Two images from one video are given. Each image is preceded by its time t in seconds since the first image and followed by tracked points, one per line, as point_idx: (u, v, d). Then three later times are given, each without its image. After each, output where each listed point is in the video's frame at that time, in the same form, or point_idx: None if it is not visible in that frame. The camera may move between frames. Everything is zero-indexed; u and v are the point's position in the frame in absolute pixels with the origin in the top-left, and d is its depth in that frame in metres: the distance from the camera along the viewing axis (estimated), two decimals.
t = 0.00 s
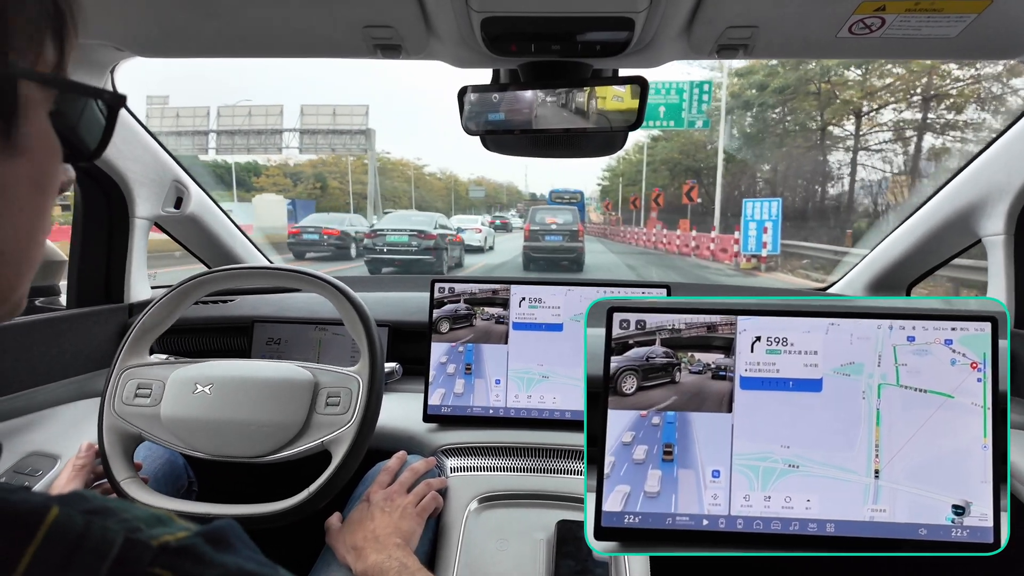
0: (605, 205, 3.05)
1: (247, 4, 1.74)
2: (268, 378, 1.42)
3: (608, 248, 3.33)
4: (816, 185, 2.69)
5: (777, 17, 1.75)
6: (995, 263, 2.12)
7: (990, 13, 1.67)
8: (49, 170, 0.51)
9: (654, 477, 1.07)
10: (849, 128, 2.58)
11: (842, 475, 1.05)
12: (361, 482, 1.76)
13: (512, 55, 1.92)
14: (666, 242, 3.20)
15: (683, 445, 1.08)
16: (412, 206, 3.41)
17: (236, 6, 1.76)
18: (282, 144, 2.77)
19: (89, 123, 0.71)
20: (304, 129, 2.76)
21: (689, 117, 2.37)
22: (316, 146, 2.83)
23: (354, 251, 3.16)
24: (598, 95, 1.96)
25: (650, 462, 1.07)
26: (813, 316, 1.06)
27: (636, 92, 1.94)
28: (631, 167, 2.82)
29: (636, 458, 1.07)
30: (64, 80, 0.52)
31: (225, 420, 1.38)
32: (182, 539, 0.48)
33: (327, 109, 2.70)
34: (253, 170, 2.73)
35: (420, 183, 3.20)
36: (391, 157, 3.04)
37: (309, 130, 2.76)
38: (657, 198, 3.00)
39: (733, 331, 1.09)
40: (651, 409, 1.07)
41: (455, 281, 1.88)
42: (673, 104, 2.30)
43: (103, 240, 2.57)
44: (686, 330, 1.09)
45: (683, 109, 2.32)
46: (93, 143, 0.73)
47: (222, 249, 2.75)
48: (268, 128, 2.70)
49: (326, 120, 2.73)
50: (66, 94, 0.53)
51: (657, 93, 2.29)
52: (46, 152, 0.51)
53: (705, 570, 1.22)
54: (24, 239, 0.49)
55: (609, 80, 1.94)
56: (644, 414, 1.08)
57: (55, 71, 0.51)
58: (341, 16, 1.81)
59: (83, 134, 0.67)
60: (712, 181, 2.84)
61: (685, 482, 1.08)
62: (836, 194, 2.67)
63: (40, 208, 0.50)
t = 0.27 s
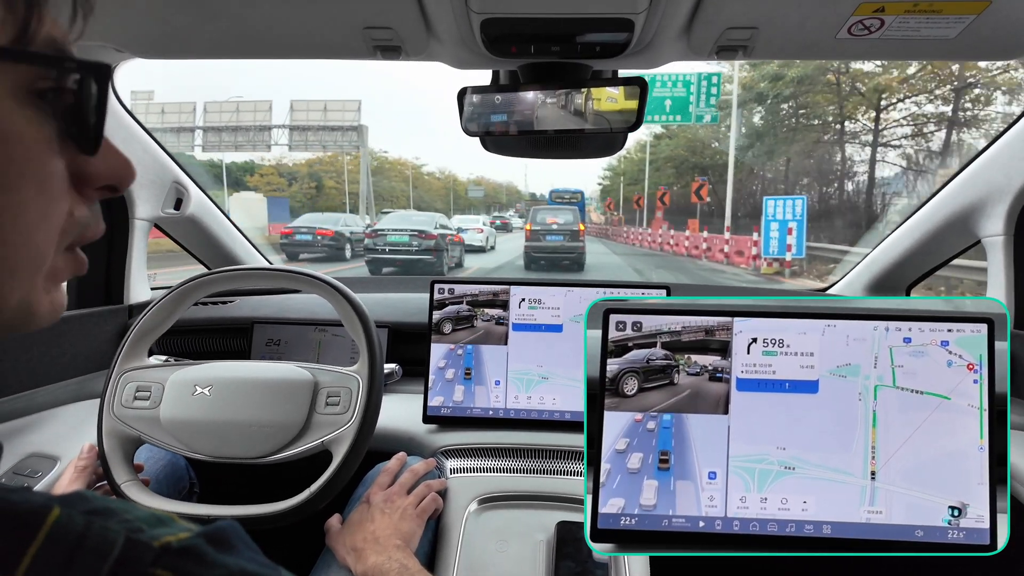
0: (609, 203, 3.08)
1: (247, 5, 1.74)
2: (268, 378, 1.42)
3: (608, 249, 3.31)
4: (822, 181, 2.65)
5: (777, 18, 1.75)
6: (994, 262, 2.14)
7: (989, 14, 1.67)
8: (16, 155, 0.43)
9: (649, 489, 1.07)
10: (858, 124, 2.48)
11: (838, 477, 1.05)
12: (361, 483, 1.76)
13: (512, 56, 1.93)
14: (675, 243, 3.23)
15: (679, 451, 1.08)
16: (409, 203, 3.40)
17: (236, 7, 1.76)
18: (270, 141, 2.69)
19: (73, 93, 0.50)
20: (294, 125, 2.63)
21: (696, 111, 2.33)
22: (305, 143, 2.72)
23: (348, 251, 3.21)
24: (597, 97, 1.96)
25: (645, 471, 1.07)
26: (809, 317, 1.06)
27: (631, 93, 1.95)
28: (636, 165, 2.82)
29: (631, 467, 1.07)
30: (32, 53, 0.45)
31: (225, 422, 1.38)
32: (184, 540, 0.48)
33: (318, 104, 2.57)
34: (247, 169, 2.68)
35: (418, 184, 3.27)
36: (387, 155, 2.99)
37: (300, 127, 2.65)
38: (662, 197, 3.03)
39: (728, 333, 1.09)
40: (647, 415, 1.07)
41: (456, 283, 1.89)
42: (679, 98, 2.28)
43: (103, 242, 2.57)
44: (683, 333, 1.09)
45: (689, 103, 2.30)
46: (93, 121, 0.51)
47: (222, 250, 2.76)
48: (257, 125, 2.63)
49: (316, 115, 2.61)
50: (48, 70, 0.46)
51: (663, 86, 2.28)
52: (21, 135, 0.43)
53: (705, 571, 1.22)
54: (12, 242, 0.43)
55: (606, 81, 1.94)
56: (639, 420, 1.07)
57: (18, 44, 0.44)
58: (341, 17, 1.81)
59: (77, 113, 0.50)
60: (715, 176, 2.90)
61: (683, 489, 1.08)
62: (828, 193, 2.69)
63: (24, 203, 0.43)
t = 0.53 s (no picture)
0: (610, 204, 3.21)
1: (248, 5, 1.74)
2: (269, 378, 1.42)
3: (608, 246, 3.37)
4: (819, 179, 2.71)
5: (777, 17, 1.75)
6: (994, 262, 2.13)
7: (990, 13, 1.67)
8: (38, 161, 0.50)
9: (649, 493, 1.07)
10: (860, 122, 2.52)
11: (837, 476, 1.05)
12: (362, 481, 1.75)
13: (512, 55, 1.92)
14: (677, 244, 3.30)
15: (678, 452, 1.08)
16: (406, 203, 3.38)
17: (236, 7, 1.76)
18: (258, 138, 2.69)
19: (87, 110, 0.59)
20: (283, 121, 2.65)
21: (706, 105, 2.28)
22: (296, 139, 2.77)
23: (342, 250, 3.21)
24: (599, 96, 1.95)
25: (643, 474, 1.07)
26: (809, 316, 1.06)
27: (625, 93, 1.94)
28: (639, 162, 2.85)
29: (629, 470, 1.07)
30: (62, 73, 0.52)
31: (225, 421, 1.38)
32: (179, 542, 0.48)
33: (308, 100, 2.58)
34: (242, 169, 2.70)
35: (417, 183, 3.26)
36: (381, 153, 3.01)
37: (290, 123, 2.68)
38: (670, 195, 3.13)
39: (728, 332, 1.09)
40: (646, 415, 1.08)
41: (456, 282, 1.88)
42: (687, 91, 2.26)
43: (103, 241, 2.57)
44: (683, 332, 1.09)
45: (698, 95, 2.27)
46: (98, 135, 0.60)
47: (222, 249, 2.73)
48: (244, 121, 2.61)
49: (307, 111, 2.62)
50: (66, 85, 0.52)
51: (670, 78, 2.26)
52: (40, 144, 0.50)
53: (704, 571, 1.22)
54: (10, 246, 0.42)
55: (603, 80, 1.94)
56: (637, 421, 1.08)
57: (45, 62, 0.51)
58: (341, 16, 1.80)
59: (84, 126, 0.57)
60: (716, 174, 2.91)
61: (682, 489, 1.07)
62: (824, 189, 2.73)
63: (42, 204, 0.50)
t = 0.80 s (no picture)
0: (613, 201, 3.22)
1: (248, 5, 1.75)
2: (270, 378, 1.42)
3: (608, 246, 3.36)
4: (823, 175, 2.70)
5: (777, 17, 1.75)
6: (995, 262, 2.13)
7: (990, 13, 1.67)
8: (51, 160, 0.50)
9: (649, 493, 1.07)
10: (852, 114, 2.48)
11: (837, 475, 1.05)
12: (363, 481, 1.76)
13: (512, 54, 1.92)
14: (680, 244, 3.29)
15: (678, 452, 1.08)
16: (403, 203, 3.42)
17: (237, 6, 1.76)
18: (245, 135, 2.73)
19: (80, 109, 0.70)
20: (271, 116, 2.66)
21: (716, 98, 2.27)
22: (283, 136, 2.77)
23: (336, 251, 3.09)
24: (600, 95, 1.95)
25: (644, 474, 1.07)
26: (809, 315, 1.06)
27: (624, 93, 1.95)
28: (641, 160, 2.85)
29: (630, 469, 1.07)
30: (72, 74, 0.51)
31: (225, 420, 1.38)
32: (183, 541, 0.48)
33: (297, 95, 2.56)
34: (235, 169, 2.61)
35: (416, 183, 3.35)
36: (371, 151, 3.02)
37: (277, 119, 2.69)
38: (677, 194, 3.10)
39: (728, 331, 1.09)
40: (645, 415, 1.08)
41: (456, 281, 1.88)
42: (695, 83, 2.24)
43: (104, 241, 2.57)
44: (684, 332, 1.09)
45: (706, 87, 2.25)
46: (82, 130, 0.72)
47: (223, 249, 2.73)
48: (230, 117, 2.64)
49: (295, 106, 2.61)
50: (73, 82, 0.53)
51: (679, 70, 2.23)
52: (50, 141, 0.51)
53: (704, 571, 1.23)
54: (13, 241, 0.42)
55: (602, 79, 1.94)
56: (637, 421, 1.08)
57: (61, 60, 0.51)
58: (341, 16, 1.81)
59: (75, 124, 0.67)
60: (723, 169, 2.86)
61: (682, 489, 1.08)
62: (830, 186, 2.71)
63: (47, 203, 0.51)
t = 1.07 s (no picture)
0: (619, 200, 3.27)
1: (249, 6, 1.75)
2: (270, 378, 1.42)
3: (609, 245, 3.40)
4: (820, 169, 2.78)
5: (778, 18, 1.75)
6: (997, 264, 2.13)
7: (991, 13, 1.67)
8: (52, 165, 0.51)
9: (649, 494, 1.07)
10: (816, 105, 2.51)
11: (837, 477, 1.05)
12: (364, 481, 1.76)
13: (513, 55, 1.92)
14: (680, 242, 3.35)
15: (679, 453, 1.08)
16: (401, 202, 3.51)
17: (238, 7, 1.76)
18: (232, 130, 2.70)
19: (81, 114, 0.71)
20: (257, 111, 2.64)
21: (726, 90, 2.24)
22: (270, 131, 2.76)
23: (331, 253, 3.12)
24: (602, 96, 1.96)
25: (644, 476, 1.07)
26: (809, 316, 1.06)
27: (620, 93, 1.95)
28: (643, 158, 2.85)
29: (630, 471, 1.07)
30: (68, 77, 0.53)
31: (226, 421, 1.38)
32: (183, 539, 0.48)
33: (285, 90, 2.55)
34: (227, 168, 2.58)
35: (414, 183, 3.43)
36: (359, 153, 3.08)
37: (264, 114, 2.68)
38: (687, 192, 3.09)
39: (728, 332, 1.09)
40: (645, 417, 1.08)
41: (456, 282, 1.88)
42: (704, 75, 2.22)
43: (104, 241, 2.57)
44: (684, 333, 1.09)
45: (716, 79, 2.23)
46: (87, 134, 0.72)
47: (223, 250, 2.73)
48: (215, 111, 2.58)
49: (282, 101, 2.60)
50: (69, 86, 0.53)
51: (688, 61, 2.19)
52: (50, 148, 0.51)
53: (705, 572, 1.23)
54: None
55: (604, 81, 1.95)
56: (637, 423, 1.07)
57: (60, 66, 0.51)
58: (342, 16, 1.81)
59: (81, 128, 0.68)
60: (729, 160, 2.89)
61: (683, 490, 1.08)
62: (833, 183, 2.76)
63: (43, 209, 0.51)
